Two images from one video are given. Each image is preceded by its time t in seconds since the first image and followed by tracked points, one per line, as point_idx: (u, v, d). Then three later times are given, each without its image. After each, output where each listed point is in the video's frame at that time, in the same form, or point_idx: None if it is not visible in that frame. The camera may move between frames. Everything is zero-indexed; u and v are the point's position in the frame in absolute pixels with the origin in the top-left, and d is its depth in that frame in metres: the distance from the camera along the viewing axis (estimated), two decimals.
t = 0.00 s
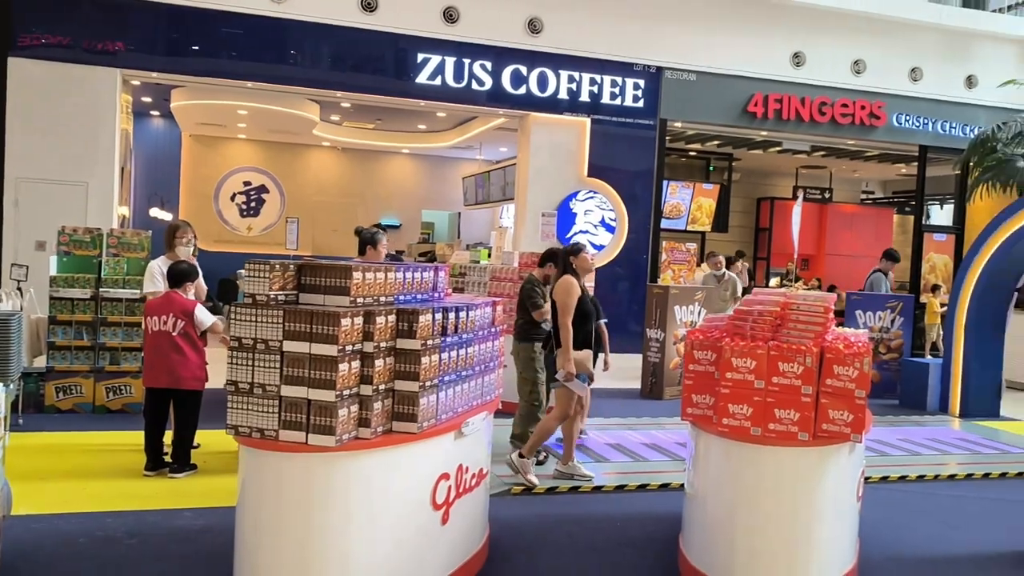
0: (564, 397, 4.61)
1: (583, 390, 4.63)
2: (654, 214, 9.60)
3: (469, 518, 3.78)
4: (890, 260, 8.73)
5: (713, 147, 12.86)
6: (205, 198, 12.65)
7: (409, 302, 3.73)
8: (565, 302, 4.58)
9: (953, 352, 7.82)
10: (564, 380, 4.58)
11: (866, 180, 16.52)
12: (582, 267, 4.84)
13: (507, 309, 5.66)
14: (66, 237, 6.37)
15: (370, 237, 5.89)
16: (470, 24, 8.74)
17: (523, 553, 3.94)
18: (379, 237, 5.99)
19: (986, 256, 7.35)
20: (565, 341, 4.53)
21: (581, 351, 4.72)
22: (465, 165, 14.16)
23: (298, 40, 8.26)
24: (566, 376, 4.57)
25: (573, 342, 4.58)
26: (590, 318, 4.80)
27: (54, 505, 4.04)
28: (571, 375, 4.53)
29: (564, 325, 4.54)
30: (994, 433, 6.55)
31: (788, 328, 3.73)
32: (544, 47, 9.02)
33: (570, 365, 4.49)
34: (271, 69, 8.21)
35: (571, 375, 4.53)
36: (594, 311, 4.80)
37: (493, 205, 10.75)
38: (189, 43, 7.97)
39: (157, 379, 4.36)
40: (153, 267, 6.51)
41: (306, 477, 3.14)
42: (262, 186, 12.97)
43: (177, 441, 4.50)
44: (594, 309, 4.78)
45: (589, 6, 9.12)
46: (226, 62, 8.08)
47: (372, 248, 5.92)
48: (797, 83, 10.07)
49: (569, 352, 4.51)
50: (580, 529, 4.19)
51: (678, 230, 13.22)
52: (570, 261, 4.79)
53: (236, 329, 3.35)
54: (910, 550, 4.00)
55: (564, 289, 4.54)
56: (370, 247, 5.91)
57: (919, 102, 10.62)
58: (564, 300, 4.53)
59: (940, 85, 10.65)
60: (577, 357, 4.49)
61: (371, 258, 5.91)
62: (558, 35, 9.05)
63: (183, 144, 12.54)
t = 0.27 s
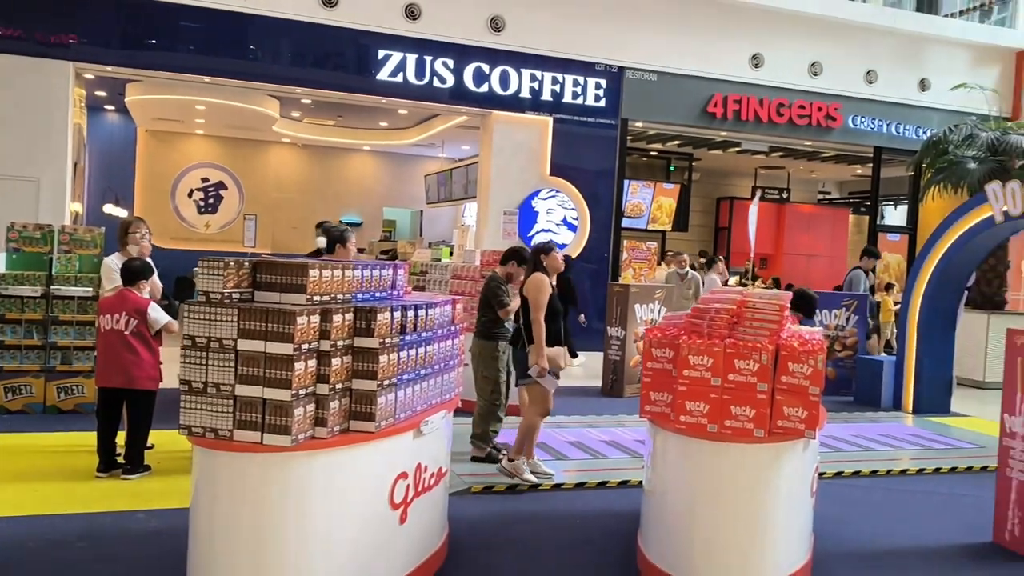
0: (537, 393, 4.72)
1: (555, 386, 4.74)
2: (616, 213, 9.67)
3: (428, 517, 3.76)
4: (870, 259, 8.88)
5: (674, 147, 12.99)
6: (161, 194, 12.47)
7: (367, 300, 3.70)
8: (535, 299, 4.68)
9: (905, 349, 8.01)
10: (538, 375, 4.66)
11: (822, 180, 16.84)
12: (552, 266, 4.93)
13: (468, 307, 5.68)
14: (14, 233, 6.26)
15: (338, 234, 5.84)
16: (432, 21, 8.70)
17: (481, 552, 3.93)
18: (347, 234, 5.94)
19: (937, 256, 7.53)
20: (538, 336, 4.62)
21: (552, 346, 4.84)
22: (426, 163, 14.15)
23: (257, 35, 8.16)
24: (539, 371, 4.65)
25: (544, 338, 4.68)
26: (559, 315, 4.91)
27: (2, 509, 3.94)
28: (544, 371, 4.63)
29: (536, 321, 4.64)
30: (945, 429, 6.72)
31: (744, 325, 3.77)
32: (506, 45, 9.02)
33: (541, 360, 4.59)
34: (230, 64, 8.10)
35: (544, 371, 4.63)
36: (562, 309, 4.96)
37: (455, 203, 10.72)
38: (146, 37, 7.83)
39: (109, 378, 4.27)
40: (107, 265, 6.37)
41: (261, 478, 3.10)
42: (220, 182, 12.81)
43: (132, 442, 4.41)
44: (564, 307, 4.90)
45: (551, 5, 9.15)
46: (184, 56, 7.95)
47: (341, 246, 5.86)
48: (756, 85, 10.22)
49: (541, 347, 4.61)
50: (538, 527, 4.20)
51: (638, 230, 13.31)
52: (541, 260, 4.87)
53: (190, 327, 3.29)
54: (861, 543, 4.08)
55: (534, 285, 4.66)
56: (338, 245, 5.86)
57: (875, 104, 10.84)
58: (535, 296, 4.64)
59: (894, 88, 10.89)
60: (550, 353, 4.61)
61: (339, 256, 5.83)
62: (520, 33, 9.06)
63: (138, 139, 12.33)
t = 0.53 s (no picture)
0: (501, 393, 4.71)
1: (518, 385, 4.70)
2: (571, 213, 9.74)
3: (379, 518, 3.73)
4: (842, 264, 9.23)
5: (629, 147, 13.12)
6: (108, 192, 12.14)
7: (317, 299, 3.66)
8: (497, 300, 4.65)
9: (853, 346, 8.20)
10: (501, 376, 4.60)
11: (773, 181, 17.18)
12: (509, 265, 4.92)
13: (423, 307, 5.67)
14: None
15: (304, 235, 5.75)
16: (388, 18, 8.65)
17: (433, 553, 3.91)
18: (313, 236, 5.87)
19: (883, 256, 7.71)
20: (502, 337, 4.57)
21: (512, 345, 4.80)
22: (381, 162, 14.08)
23: (209, 29, 8.02)
24: (502, 371, 4.60)
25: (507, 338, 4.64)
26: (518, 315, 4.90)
27: None
28: (509, 372, 4.58)
29: (499, 321, 4.60)
30: (890, 424, 6.90)
31: (694, 325, 3.82)
32: (462, 44, 9.01)
33: (507, 360, 4.54)
34: (180, 59, 7.94)
35: (508, 371, 4.57)
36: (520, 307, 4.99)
37: (411, 202, 10.65)
38: (93, 30, 7.64)
39: (52, 381, 4.15)
40: (49, 264, 6.21)
41: (207, 480, 3.04)
42: (170, 179, 12.58)
43: (75, 445, 4.30)
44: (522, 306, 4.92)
45: (507, 4, 9.16)
46: (133, 51, 7.78)
47: (308, 247, 5.79)
48: (709, 87, 10.36)
49: (506, 348, 4.54)
50: (492, 527, 4.20)
51: (593, 230, 13.37)
52: (498, 259, 4.86)
53: (134, 327, 3.21)
54: (806, 537, 4.17)
55: (496, 286, 4.64)
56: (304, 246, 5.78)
57: (825, 107, 11.08)
58: (497, 296, 4.61)
59: (842, 91, 11.14)
60: (514, 352, 4.57)
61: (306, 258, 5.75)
62: (475, 32, 9.04)
63: (85, 135, 12.02)
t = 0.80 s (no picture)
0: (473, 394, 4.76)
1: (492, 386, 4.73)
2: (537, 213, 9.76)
3: (342, 520, 3.70)
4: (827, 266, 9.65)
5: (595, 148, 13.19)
6: (66, 191, 11.91)
7: (278, 300, 3.62)
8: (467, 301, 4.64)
9: (814, 344, 8.33)
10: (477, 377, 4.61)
11: (736, 182, 17.39)
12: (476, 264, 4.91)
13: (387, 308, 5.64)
14: None
15: (289, 237, 5.72)
16: (352, 17, 8.59)
17: (396, 554, 3.89)
18: (297, 238, 5.84)
19: (843, 255, 7.84)
20: (476, 338, 4.58)
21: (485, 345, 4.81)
22: (346, 161, 13.99)
23: (171, 27, 7.91)
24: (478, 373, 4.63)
25: (481, 339, 4.66)
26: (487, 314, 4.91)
27: None
28: (484, 374, 4.60)
29: (472, 323, 4.60)
30: (850, 421, 7.02)
31: (657, 324, 3.86)
32: (427, 43, 8.98)
33: (482, 361, 4.56)
34: (141, 56, 7.82)
35: (484, 372, 4.60)
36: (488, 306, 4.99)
37: (376, 202, 10.59)
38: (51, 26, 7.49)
39: (8, 384, 4.07)
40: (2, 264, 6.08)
41: (165, 484, 2.99)
42: (129, 178, 12.37)
43: (32, 448, 4.22)
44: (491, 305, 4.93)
45: (473, 4, 9.15)
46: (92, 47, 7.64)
47: (293, 250, 5.73)
48: (674, 88, 10.45)
49: (480, 350, 4.56)
50: (456, 527, 4.19)
51: (560, 230, 13.42)
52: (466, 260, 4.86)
53: (89, 329, 3.14)
54: (766, 533, 4.22)
55: (466, 287, 4.64)
56: (289, 249, 5.75)
57: (787, 109, 11.24)
58: (468, 297, 4.61)
59: (804, 93, 11.31)
60: (489, 353, 4.59)
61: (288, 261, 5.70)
62: (441, 31, 9.02)
63: (42, 133, 11.77)
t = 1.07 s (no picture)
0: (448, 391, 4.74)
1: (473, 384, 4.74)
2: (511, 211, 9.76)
3: (312, 519, 3.67)
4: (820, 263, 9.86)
5: (568, 145, 13.23)
6: (31, 187, 11.71)
7: (246, 298, 3.59)
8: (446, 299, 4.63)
9: (785, 340, 8.41)
10: (460, 376, 4.61)
11: (708, 179, 17.52)
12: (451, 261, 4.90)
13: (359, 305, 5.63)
14: None
15: (275, 232, 5.45)
16: (323, 12, 8.52)
17: (368, 553, 3.88)
18: (285, 232, 5.56)
19: (814, 252, 7.92)
20: (457, 337, 4.58)
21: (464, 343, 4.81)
22: (319, 158, 13.90)
23: (140, 21, 7.80)
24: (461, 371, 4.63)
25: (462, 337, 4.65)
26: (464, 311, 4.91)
27: None
28: (467, 372, 4.60)
29: (452, 321, 4.59)
30: (820, 416, 7.11)
31: (627, 321, 3.87)
32: (399, 39, 8.94)
33: (465, 359, 4.56)
34: (109, 51, 7.70)
35: (467, 370, 4.61)
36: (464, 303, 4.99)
37: (349, 198, 10.53)
38: (16, 19, 7.35)
39: None
40: None
41: (130, 485, 2.94)
42: (97, 174, 12.20)
43: None
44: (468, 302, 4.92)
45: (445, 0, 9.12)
46: (58, 41, 7.51)
47: (281, 246, 5.47)
48: (647, 86, 10.50)
49: (463, 348, 4.56)
50: (429, 525, 4.19)
51: (534, 227, 13.43)
52: (441, 257, 4.85)
53: (52, 328, 3.08)
54: (737, 528, 4.26)
55: (445, 285, 4.63)
56: (275, 244, 5.46)
57: (758, 107, 11.33)
58: (447, 295, 4.60)
59: (775, 91, 11.41)
60: (471, 351, 4.60)
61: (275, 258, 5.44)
62: (412, 28, 8.98)
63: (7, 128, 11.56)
